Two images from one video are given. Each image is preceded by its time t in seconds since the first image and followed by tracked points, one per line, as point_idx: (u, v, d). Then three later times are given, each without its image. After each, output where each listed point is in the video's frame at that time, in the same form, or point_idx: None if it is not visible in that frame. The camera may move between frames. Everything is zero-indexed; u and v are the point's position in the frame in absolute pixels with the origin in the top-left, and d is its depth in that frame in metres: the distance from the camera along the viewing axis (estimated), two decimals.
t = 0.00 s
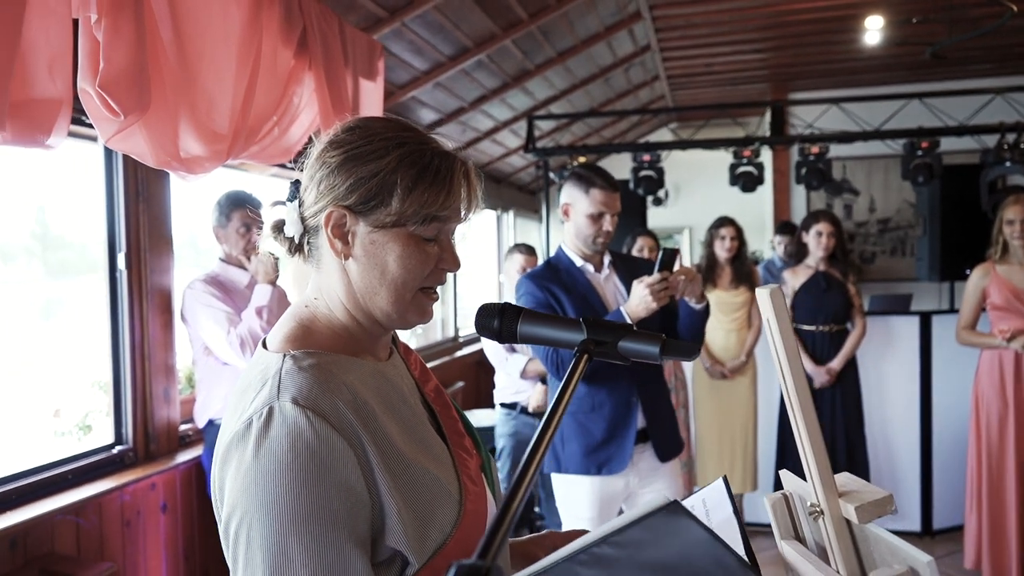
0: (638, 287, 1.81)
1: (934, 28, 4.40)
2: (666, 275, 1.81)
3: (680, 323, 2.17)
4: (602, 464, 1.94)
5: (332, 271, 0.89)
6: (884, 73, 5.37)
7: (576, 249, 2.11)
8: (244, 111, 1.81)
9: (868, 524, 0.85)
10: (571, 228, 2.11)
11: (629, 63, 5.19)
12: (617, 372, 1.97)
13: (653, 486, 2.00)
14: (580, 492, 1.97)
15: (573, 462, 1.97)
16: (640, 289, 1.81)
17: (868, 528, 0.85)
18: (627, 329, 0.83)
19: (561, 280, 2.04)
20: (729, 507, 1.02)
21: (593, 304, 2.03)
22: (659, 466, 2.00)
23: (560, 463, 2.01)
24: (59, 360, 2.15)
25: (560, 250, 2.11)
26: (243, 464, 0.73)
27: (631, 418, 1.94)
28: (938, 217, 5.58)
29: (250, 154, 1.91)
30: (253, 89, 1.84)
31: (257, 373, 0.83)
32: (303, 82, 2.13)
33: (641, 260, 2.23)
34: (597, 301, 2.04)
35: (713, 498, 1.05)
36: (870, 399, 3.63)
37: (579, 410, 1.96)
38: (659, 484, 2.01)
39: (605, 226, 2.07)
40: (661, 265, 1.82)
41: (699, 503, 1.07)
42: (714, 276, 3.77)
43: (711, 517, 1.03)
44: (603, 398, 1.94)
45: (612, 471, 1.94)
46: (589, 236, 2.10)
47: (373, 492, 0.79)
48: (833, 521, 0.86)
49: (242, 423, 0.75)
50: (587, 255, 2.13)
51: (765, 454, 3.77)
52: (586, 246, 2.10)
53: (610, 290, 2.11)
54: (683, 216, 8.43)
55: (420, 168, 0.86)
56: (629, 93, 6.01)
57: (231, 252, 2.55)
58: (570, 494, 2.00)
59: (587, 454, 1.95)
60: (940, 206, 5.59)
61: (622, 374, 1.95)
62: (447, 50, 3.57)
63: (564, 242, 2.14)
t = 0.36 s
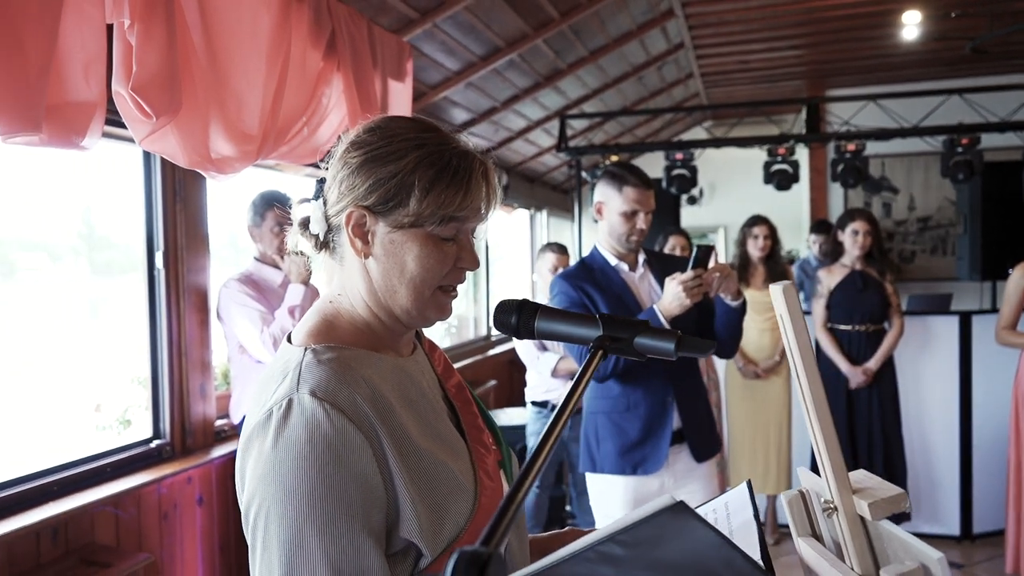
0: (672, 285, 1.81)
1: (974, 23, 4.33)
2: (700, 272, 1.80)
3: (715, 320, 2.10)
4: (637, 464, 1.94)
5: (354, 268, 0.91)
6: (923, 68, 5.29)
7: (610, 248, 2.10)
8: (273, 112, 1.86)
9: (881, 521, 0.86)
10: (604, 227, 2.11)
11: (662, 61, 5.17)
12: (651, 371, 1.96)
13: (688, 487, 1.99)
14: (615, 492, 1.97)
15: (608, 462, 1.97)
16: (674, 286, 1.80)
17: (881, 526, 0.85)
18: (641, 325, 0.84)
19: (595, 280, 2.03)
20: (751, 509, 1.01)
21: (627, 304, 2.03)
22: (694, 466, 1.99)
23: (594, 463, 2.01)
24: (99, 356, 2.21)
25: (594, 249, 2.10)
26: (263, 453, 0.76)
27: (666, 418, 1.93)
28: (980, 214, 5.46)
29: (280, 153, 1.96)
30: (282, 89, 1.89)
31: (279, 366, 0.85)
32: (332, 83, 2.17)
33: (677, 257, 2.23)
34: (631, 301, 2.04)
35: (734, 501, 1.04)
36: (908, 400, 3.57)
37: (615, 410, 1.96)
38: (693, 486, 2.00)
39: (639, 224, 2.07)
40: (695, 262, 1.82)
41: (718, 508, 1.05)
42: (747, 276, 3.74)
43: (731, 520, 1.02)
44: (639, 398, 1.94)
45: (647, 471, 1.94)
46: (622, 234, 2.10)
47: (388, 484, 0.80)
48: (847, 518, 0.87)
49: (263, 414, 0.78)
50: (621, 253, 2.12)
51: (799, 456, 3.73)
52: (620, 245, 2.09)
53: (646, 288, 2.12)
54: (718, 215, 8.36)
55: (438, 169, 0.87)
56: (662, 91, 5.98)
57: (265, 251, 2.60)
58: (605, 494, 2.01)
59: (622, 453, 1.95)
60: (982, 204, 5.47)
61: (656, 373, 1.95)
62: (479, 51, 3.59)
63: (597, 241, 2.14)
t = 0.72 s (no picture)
0: (700, 280, 1.81)
1: (1011, 18, 4.25)
2: (728, 269, 1.80)
3: (745, 319, 2.05)
4: (665, 463, 1.94)
5: (377, 264, 0.93)
6: (960, 64, 5.20)
7: (641, 246, 2.10)
8: (300, 113, 1.89)
9: (891, 516, 0.94)
10: (635, 226, 2.11)
11: (692, 59, 5.15)
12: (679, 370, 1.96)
13: (717, 487, 1.98)
14: (642, 490, 1.98)
15: (635, 461, 1.97)
16: (701, 283, 1.81)
17: (890, 520, 0.94)
18: (657, 322, 0.85)
19: (626, 279, 2.04)
20: (766, 505, 1.06)
21: (656, 302, 2.03)
22: (723, 467, 1.98)
23: (622, 461, 2.02)
24: (135, 353, 2.27)
25: (624, 249, 2.10)
26: (284, 447, 0.78)
27: (695, 418, 1.93)
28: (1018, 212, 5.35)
29: (307, 154, 1.99)
30: (309, 92, 1.93)
31: (301, 361, 0.87)
32: (358, 85, 2.20)
33: (708, 255, 2.23)
34: (661, 299, 2.04)
35: (749, 496, 1.09)
36: (943, 401, 3.52)
37: (643, 409, 1.97)
38: (722, 487, 1.99)
39: (669, 222, 2.06)
40: (723, 259, 1.82)
41: (733, 502, 1.09)
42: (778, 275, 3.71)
43: (746, 516, 1.07)
44: (667, 397, 1.94)
45: (675, 470, 1.93)
46: (652, 233, 2.09)
47: (405, 478, 0.83)
48: (858, 512, 0.96)
49: (285, 409, 0.80)
50: (652, 253, 2.12)
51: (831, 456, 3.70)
52: (651, 244, 2.09)
53: (676, 287, 2.11)
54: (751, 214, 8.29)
55: (461, 169, 0.88)
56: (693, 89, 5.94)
57: (296, 251, 2.66)
58: (634, 492, 2.01)
59: (650, 452, 1.95)
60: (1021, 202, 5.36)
61: (685, 371, 1.94)
62: (507, 51, 3.60)
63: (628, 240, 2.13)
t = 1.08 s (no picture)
0: (725, 275, 1.81)
1: None
2: (753, 263, 1.79)
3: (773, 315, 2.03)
4: (690, 462, 1.94)
5: (395, 261, 0.94)
6: (993, 59, 5.11)
7: (668, 244, 2.10)
8: (324, 112, 1.92)
9: (907, 511, 1.00)
10: (661, 223, 2.10)
11: (718, 57, 5.11)
12: (705, 368, 1.95)
13: (743, 486, 1.97)
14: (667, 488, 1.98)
15: (660, 459, 1.97)
16: (726, 278, 1.80)
17: (906, 515, 0.99)
18: (673, 318, 0.85)
19: (652, 276, 2.04)
20: (785, 503, 1.07)
21: (683, 299, 2.03)
22: (750, 466, 1.97)
23: (647, 458, 2.02)
24: (165, 349, 2.31)
25: (651, 246, 2.10)
26: (302, 439, 0.80)
27: (721, 416, 1.92)
28: None
29: (331, 153, 2.02)
30: (333, 91, 1.95)
31: (321, 356, 0.89)
32: (381, 84, 2.22)
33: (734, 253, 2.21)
34: (688, 296, 2.04)
35: (769, 493, 1.09)
36: (974, 401, 3.47)
37: (668, 406, 1.97)
38: (748, 486, 1.98)
39: (697, 220, 2.04)
40: (748, 253, 1.80)
41: (752, 498, 1.09)
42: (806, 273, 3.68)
43: (765, 512, 1.07)
44: (693, 395, 1.94)
45: (700, 468, 1.93)
46: (679, 231, 2.07)
47: (422, 471, 0.84)
48: (876, 508, 1.01)
49: (304, 403, 0.81)
50: (678, 250, 2.11)
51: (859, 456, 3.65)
52: (677, 241, 2.08)
53: (702, 284, 2.11)
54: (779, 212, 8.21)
55: (476, 164, 0.89)
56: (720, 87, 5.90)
57: (322, 250, 2.69)
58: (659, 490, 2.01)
59: (674, 450, 1.95)
60: None
61: (710, 369, 1.93)
62: (532, 50, 3.61)
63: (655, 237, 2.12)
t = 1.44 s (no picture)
0: (743, 264, 1.81)
1: None
2: (771, 250, 1.79)
3: (793, 306, 2.02)
4: (711, 457, 1.93)
5: (410, 259, 0.95)
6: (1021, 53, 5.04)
7: (687, 240, 2.09)
8: (343, 110, 1.93)
9: (923, 506, 0.99)
10: (680, 219, 2.10)
11: (739, 53, 5.08)
12: (725, 365, 1.95)
13: (764, 483, 1.96)
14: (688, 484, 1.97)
15: (681, 455, 1.97)
16: (745, 266, 1.80)
17: (922, 510, 0.99)
18: (687, 311, 0.85)
19: (672, 272, 2.03)
20: (802, 504, 1.07)
21: (702, 294, 2.02)
22: (771, 463, 1.96)
23: (667, 454, 2.01)
24: (188, 344, 2.34)
25: (670, 242, 2.09)
26: (322, 430, 0.81)
27: (742, 412, 1.91)
28: None
29: (351, 150, 2.03)
30: (352, 89, 1.97)
31: (340, 348, 0.90)
32: (400, 81, 2.23)
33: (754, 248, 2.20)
34: (707, 291, 2.03)
35: (787, 494, 1.09)
36: (1000, 399, 3.43)
37: (689, 402, 1.96)
38: (769, 482, 1.97)
39: (716, 216, 2.03)
40: (765, 240, 1.81)
41: (770, 500, 1.10)
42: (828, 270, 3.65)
43: (782, 513, 1.07)
44: (713, 391, 1.93)
45: (721, 465, 1.92)
46: (698, 227, 2.07)
47: (439, 462, 0.84)
48: (892, 505, 1.01)
49: (324, 394, 0.82)
50: (698, 246, 2.11)
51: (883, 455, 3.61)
52: (697, 237, 2.08)
53: (722, 279, 2.10)
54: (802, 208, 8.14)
55: (481, 155, 0.90)
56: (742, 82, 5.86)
57: (342, 247, 2.71)
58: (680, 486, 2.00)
59: (696, 447, 1.94)
60: None
61: (731, 366, 1.92)
62: (551, 46, 3.61)
63: (674, 233, 2.12)
